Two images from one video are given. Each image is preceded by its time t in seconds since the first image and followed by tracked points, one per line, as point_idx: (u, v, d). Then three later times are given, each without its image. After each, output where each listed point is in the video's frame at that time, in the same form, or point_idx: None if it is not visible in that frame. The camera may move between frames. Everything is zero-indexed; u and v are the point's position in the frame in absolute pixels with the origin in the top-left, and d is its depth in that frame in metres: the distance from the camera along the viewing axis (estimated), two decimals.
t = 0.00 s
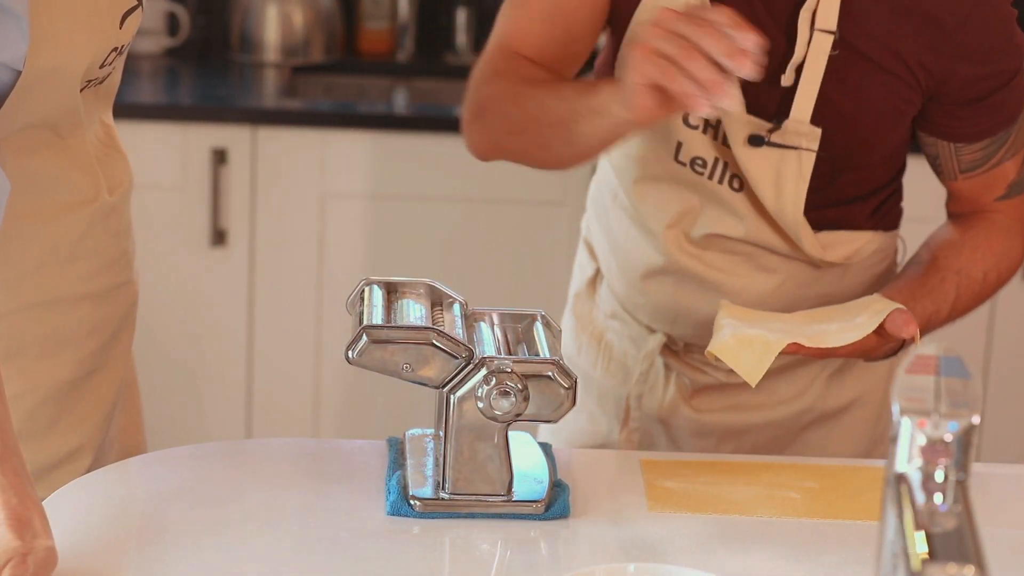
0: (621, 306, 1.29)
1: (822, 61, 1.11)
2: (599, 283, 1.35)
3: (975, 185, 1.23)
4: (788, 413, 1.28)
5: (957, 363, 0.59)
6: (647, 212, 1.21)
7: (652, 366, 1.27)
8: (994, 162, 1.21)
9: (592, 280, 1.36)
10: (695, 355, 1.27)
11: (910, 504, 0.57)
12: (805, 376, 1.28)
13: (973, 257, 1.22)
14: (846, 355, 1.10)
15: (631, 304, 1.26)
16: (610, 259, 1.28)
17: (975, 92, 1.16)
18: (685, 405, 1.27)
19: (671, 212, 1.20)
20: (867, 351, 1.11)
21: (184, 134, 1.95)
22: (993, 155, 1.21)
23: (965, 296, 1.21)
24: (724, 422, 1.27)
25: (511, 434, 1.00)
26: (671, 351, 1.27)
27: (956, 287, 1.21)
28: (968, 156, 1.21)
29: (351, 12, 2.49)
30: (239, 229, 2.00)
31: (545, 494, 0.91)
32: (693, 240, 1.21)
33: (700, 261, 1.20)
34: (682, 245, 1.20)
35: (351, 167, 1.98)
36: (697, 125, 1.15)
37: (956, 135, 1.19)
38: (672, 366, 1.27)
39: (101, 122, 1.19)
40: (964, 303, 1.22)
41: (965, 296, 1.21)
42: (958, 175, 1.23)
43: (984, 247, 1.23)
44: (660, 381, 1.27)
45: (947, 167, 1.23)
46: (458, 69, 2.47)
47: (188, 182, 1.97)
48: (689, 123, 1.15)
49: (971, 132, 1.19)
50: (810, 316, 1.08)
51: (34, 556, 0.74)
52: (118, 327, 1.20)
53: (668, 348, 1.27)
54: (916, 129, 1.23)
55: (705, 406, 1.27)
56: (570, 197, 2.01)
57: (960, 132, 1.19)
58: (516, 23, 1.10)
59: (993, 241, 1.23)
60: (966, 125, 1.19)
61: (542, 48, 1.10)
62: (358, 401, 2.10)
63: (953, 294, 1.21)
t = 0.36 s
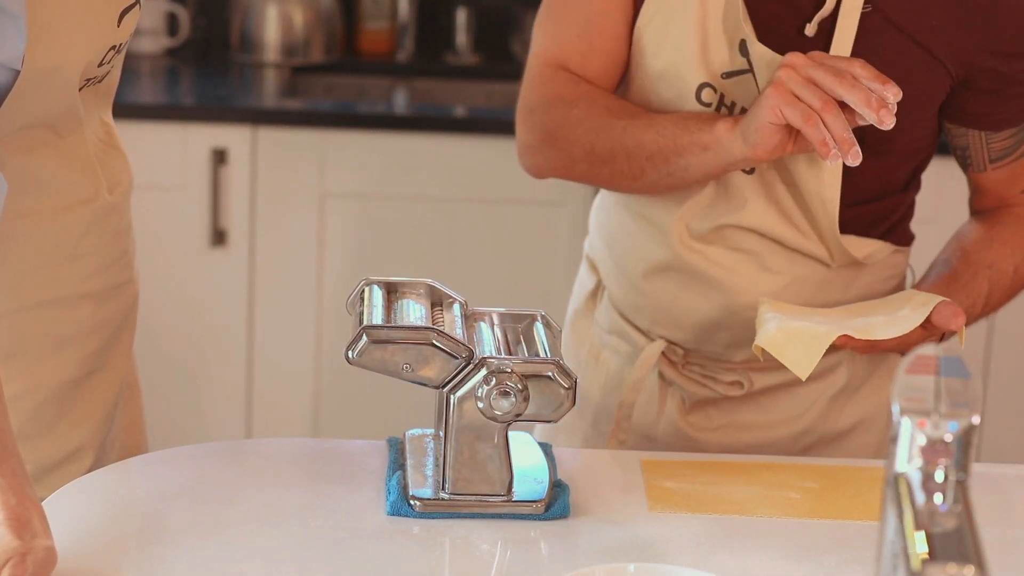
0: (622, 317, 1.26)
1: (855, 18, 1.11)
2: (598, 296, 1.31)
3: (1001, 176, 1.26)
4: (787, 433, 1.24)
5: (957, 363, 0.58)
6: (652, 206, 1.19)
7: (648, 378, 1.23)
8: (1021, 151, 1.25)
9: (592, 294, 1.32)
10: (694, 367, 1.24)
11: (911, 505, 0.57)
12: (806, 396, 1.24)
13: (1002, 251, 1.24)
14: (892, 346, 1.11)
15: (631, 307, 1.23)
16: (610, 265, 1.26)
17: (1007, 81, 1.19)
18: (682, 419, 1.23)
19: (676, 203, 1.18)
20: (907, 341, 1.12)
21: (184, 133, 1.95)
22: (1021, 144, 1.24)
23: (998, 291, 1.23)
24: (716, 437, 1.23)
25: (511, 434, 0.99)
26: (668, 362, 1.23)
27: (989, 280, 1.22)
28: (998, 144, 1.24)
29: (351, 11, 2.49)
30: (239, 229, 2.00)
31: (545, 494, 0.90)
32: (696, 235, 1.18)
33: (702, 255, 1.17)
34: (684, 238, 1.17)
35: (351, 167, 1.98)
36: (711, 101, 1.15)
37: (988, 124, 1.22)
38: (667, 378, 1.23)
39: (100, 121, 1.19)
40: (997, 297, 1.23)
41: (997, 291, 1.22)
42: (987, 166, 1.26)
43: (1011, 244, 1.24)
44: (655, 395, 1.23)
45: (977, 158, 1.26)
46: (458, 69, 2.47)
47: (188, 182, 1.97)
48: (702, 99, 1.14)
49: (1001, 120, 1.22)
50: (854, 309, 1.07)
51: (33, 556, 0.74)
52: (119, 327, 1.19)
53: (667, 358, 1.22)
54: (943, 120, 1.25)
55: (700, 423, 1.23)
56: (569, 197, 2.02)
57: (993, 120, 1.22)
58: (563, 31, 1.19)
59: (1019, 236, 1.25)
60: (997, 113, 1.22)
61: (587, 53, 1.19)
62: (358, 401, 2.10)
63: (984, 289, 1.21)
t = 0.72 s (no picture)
0: (629, 313, 1.25)
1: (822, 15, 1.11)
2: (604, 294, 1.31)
3: (981, 166, 1.19)
4: (791, 429, 1.22)
5: (957, 362, 0.58)
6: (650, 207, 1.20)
7: (654, 372, 1.22)
8: (1000, 142, 1.17)
9: (599, 291, 1.31)
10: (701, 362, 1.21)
11: (912, 505, 0.57)
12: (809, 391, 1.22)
13: (963, 242, 1.18)
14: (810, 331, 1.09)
15: (635, 305, 1.24)
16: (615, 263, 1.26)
17: (982, 60, 1.13)
18: (686, 414, 1.21)
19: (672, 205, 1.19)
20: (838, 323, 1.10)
21: (184, 133, 1.95)
22: (999, 133, 1.16)
23: (952, 284, 1.17)
24: (719, 434, 1.20)
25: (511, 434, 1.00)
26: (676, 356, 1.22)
27: (941, 271, 1.17)
28: (973, 132, 1.17)
29: (351, 11, 2.49)
30: (239, 229, 2.00)
31: (545, 494, 0.90)
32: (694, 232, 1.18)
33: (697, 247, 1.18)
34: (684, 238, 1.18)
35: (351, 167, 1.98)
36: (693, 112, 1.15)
37: (960, 106, 1.15)
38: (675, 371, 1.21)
39: (101, 120, 1.19)
40: (950, 289, 1.18)
41: (947, 282, 1.17)
42: (963, 154, 1.18)
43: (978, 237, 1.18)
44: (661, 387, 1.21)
45: (951, 145, 1.18)
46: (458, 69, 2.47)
47: (188, 181, 1.97)
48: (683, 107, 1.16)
49: (974, 105, 1.15)
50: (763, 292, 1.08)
51: (33, 556, 0.74)
52: (120, 327, 1.19)
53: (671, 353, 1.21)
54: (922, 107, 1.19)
55: (706, 416, 1.21)
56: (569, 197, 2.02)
57: (968, 103, 1.15)
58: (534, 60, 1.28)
59: (989, 228, 1.18)
60: (971, 96, 1.15)
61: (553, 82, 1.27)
62: (358, 401, 2.10)
63: (935, 278, 1.16)
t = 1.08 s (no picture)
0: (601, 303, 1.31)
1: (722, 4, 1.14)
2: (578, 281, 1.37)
3: (840, 133, 1.12)
4: (760, 412, 1.26)
5: (957, 363, 0.58)
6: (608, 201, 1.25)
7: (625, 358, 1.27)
8: (864, 108, 1.11)
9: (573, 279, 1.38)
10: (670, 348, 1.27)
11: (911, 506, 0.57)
12: (777, 374, 1.27)
13: (814, 217, 1.08)
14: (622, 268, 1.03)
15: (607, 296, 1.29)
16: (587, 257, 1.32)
17: (859, 19, 1.10)
18: (657, 401, 1.25)
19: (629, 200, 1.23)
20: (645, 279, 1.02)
21: (184, 133, 1.95)
22: (864, 99, 1.11)
23: (790, 261, 1.07)
24: (692, 417, 1.25)
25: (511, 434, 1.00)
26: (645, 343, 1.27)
27: (778, 245, 1.07)
28: (835, 91, 1.11)
29: (351, 10, 2.49)
30: (239, 228, 2.00)
31: (546, 494, 0.90)
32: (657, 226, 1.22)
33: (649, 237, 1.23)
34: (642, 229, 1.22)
35: (350, 167, 1.98)
36: (629, 116, 1.18)
37: (830, 61, 1.11)
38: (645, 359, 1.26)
39: (101, 121, 1.19)
40: (790, 267, 1.07)
41: (789, 257, 1.07)
42: (824, 117, 1.13)
43: (831, 214, 1.08)
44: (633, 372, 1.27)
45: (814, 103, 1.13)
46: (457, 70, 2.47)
47: (188, 181, 1.97)
48: (621, 115, 1.18)
49: (841, 62, 1.11)
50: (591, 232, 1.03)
51: (33, 555, 0.74)
52: (120, 327, 1.19)
53: (642, 340, 1.27)
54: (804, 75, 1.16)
55: (677, 401, 1.26)
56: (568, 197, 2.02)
57: (836, 60, 1.11)
58: (503, 68, 1.44)
59: (845, 207, 1.09)
60: (843, 53, 1.11)
61: (519, 87, 1.43)
62: (358, 401, 2.10)
63: (770, 251, 1.06)
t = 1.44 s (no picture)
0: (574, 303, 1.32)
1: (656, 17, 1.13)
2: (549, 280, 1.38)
3: (813, 115, 1.10)
4: (733, 404, 1.27)
5: (957, 363, 0.58)
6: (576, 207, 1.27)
7: (598, 357, 1.28)
8: (829, 86, 1.09)
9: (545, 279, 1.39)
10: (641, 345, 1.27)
11: (911, 506, 0.57)
12: (749, 366, 1.28)
13: (808, 205, 1.06)
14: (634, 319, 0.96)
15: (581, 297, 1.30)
16: (563, 259, 1.32)
17: None
18: (631, 395, 1.27)
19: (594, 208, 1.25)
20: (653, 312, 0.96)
21: (184, 133, 1.95)
22: (827, 76, 1.08)
23: (799, 250, 1.04)
24: (666, 412, 1.27)
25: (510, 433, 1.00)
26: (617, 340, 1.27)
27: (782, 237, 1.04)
28: (797, 76, 1.10)
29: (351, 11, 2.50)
30: (238, 229, 2.00)
31: (546, 494, 0.90)
32: (617, 231, 1.24)
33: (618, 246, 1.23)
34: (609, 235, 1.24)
35: (349, 167, 1.98)
36: (580, 134, 1.18)
37: (783, 48, 1.10)
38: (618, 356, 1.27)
39: (100, 123, 1.19)
40: (800, 255, 1.04)
41: (794, 249, 1.04)
42: (794, 102, 1.11)
43: (828, 194, 1.06)
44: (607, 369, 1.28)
45: (781, 93, 1.12)
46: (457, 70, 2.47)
47: (187, 182, 1.97)
48: (571, 133, 1.18)
49: (793, 46, 1.09)
50: (586, 283, 0.95)
51: (35, 555, 0.74)
52: (118, 327, 1.19)
53: (615, 339, 1.27)
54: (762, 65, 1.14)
55: (651, 396, 1.27)
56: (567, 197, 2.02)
57: (788, 44, 1.09)
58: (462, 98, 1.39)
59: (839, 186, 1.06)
60: (792, 37, 1.09)
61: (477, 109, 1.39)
62: (357, 401, 2.10)
63: (777, 245, 1.03)
